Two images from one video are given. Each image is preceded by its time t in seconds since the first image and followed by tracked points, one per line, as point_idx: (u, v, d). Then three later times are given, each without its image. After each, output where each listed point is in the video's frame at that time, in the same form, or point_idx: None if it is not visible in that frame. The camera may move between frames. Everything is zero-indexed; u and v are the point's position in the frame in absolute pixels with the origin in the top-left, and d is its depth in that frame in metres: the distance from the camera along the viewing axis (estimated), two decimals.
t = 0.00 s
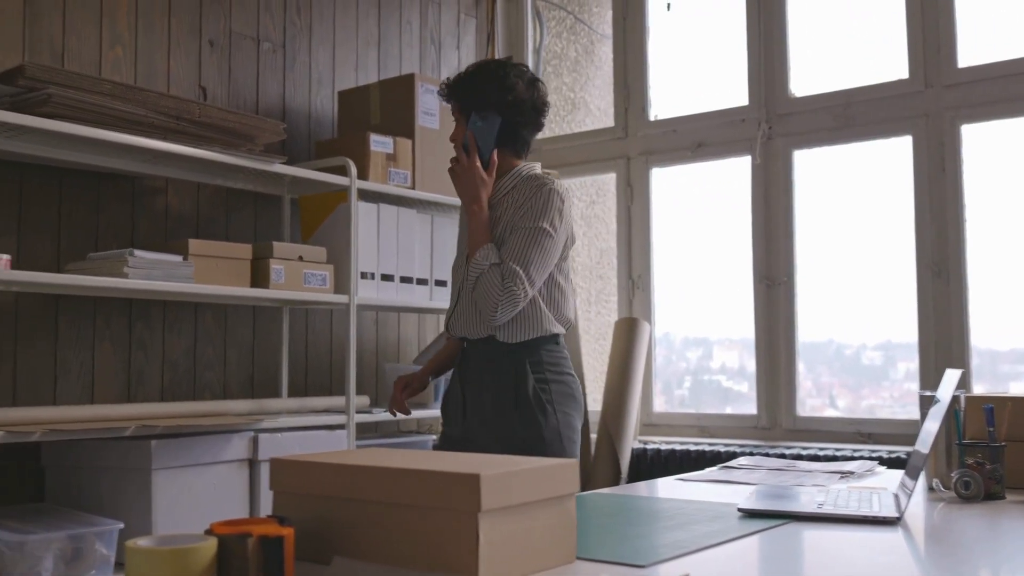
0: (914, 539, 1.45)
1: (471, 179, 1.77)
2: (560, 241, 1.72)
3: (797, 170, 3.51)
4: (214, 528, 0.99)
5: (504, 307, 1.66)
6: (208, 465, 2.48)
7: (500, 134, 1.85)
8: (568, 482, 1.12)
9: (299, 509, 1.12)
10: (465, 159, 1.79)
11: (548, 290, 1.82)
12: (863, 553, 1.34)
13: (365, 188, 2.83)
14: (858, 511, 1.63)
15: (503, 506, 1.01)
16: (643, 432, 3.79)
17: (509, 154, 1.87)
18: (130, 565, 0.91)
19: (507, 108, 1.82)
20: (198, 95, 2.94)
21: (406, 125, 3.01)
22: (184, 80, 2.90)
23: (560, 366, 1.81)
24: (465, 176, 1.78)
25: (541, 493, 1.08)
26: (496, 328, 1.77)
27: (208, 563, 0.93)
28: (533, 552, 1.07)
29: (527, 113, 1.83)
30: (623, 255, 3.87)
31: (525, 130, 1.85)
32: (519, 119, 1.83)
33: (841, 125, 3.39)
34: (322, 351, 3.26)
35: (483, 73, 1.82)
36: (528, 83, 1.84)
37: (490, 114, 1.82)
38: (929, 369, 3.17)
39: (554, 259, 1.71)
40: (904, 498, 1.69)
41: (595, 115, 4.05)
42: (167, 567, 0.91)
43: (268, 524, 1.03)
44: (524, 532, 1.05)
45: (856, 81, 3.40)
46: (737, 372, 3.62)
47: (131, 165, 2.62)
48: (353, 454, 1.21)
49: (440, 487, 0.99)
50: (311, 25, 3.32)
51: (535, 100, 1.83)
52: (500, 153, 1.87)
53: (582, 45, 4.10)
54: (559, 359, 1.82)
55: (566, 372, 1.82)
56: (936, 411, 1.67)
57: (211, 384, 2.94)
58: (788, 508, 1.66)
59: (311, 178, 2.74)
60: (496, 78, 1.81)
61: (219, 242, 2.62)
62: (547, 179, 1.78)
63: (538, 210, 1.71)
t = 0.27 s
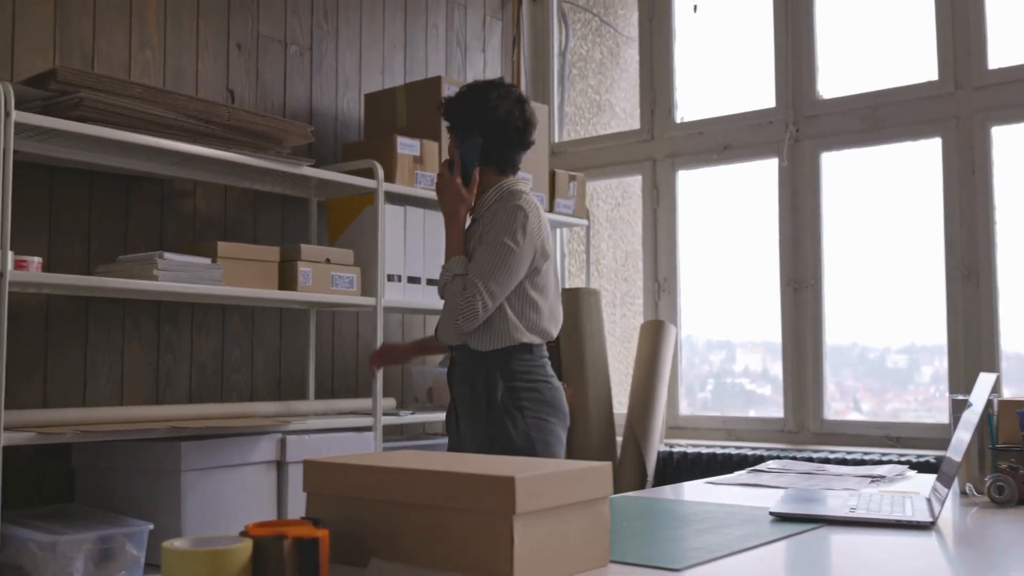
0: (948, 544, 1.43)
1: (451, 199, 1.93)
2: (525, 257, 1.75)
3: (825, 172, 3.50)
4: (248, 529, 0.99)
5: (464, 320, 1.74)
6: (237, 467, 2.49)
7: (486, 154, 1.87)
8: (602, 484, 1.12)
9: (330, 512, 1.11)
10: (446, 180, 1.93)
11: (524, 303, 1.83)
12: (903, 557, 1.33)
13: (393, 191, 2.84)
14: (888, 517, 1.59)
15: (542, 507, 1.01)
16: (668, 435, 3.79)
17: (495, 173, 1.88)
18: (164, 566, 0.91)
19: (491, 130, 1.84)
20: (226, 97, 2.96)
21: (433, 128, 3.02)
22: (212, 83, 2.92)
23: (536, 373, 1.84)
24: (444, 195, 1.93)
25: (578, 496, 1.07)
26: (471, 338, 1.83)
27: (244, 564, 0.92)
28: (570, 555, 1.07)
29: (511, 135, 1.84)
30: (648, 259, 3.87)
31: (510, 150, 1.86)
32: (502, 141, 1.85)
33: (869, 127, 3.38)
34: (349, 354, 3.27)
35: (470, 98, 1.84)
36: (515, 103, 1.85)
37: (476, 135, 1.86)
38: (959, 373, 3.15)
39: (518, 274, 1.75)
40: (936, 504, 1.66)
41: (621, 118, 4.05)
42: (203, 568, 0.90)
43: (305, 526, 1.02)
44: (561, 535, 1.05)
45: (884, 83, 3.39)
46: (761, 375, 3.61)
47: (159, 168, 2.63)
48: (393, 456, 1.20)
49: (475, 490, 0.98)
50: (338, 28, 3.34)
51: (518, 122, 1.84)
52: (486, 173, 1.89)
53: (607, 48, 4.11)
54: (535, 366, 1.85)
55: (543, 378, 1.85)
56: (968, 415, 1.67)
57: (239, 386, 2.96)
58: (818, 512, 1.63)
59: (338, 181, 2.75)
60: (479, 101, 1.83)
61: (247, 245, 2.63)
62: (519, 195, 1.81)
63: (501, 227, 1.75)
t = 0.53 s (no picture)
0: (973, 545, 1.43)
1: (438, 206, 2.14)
2: (493, 265, 1.96)
3: (844, 173, 3.49)
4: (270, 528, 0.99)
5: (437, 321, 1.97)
6: (256, 467, 2.49)
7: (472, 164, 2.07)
8: (624, 485, 1.11)
9: (350, 512, 1.10)
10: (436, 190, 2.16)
11: (499, 309, 2.02)
12: (930, 559, 1.32)
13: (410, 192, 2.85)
14: (911, 518, 1.59)
15: (568, 506, 1.01)
16: (685, 436, 3.78)
17: (482, 181, 2.08)
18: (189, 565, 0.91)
19: (476, 142, 2.04)
20: (245, 98, 2.97)
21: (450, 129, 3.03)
22: (231, 84, 2.93)
23: (506, 384, 2.03)
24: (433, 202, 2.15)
25: (602, 496, 1.07)
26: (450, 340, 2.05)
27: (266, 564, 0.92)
28: (592, 556, 1.06)
29: (495, 147, 2.04)
30: (666, 260, 3.86)
31: (495, 161, 2.06)
32: (488, 151, 2.05)
33: (889, 127, 3.37)
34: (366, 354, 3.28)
35: (459, 113, 2.03)
36: (498, 118, 2.03)
37: (463, 148, 2.06)
38: (979, 375, 3.14)
39: (487, 282, 1.95)
40: (958, 505, 1.66)
41: (638, 118, 4.05)
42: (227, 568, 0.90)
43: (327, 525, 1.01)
44: (583, 535, 1.04)
45: (903, 83, 3.38)
46: (777, 377, 3.61)
47: (177, 168, 2.64)
48: (419, 456, 1.20)
49: (498, 491, 0.98)
50: (356, 29, 3.35)
51: (501, 135, 2.03)
52: (474, 182, 2.09)
53: (624, 48, 4.10)
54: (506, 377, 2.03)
55: (514, 386, 2.03)
56: (990, 419, 1.67)
57: (257, 386, 2.97)
58: (840, 514, 1.62)
59: (357, 181, 2.76)
60: (464, 118, 2.02)
61: (267, 245, 2.64)
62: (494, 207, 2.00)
63: (471, 235, 1.97)
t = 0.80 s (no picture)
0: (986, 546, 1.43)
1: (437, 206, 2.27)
2: (482, 258, 2.01)
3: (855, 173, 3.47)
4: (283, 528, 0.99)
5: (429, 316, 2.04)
6: (267, 466, 2.50)
7: (473, 165, 2.15)
8: (637, 486, 1.11)
9: (361, 511, 1.10)
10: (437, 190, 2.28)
11: (490, 306, 2.06)
12: (942, 560, 1.32)
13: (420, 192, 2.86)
14: (923, 519, 1.58)
15: (579, 507, 1.01)
16: (696, 437, 3.77)
17: (482, 183, 2.16)
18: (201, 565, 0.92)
19: (476, 145, 2.12)
20: (256, 98, 2.97)
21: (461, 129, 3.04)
22: (242, 84, 2.94)
23: (485, 381, 2.04)
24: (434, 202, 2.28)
25: (613, 496, 1.07)
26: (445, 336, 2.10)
27: (277, 564, 0.92)
28: (605, 557, 1.06)
29: (495, 150, 2.11)
30: (677, 261, 3.86)
31: (495, 163, 2.13)
32: (487, 154, 2.12)
33: (901, 128, 3.35)
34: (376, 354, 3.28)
35: (460, 118, 2.12)
36: (499, 120, 2.10)
37: (463, 150, 2.14)
38: (990, 377, 3.13)
39: (476, 276, 2.01)
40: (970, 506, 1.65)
41: (649, 118, 4.04)
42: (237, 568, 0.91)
43: (339, 525, 1.01)
44: (596, 536, 1.04)
45: (916, 83, 3.37)
46: (787, 378, 3.60)
47: (188, 168, 2.65)
48: (431, 456, 1.20)
49: (508, 490, 0.98)
50: (367, 29, 3.35)
51: (500, 138, 2.11)
52: (474, 183, 2.17)
53: (635, 48, 4.10)
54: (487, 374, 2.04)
55: (504, 387, 2.04)
56: (1002, 421, 1.67)
57: (268, 386, 2.97)
58: (850, 514, 1.62)
59: (368, 181, 2.76)
60: (466, 121, 2.11)
61: (278, 245, 2.64)
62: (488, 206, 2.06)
63: (463, 231, 2.03)
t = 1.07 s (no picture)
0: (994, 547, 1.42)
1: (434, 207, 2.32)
2: (471, 258, 2.04)
3: (864, 173, 3.46)
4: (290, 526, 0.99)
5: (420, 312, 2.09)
6: (274, 465, 2.50)
7: (472, 168, 2.19)
8: (644, 486, 1.11)
9: (368, 510, 1.10)
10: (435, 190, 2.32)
11: (479, 305, 2.09)
12: (950, 560, 1.31)
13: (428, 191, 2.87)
14: (930, 519, 1.58)
15: (584, 507, 1.00)
16: (703, 437, 3.77)
17: (480, 185, 2.20)
18: (208, 564, 0.92)
19: (476, 147, 2.16)
20: (264, 97, 2.98)
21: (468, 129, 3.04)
22: (251, 84, 2.94)
23: (468, 383, 2.07)
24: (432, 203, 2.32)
25: (620, 495, 1.07)
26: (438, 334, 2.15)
27: (284, 564, 0.92)
28: (611, 556, 1.06)
29: (494, 153, 2.15)
30: (685, 261, 3.85)
31: (494, 166, 2.17)
32: (486, 157, 2.16)
33: (909, 128, 3.34)
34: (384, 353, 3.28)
35: (460, 122, 2.16)
36: (497, 123, 2.14)
37: (463, 152, 2.18)
38: (998, 378, 3.11)
39: (465, 275, 2.04)
40: (978, 506, 1.65)
41: (657, 119, 4.04)
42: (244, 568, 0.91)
43: (345, 524, 1.01)
44: (602, 536, 1.04)
45: (925, 83, 3.35)
46: (796, 378, 3.59)
47: (196, 167, 2.65)
48: (438, 456, 1.20)
49: (516, 491, 0.97)
50: (376, 30, 3.35)
51: (499, 142, 2.14)
52: (472, 185, 2.21)
53: (644, 48, 4.09)
54: (469, 376, 2.08)
55: (492, 392, 2.07)
56: (1008, 421, 1.66)
57: (276, 386, 2.98)
58: (858, 514, 1.61)
59: (376, 181, 2.76)
60: (466, 124, 2.14)
61: (286, 245, 2.65)
62: (480, 205, 2.09)
63: (454, 230, 2.07)
